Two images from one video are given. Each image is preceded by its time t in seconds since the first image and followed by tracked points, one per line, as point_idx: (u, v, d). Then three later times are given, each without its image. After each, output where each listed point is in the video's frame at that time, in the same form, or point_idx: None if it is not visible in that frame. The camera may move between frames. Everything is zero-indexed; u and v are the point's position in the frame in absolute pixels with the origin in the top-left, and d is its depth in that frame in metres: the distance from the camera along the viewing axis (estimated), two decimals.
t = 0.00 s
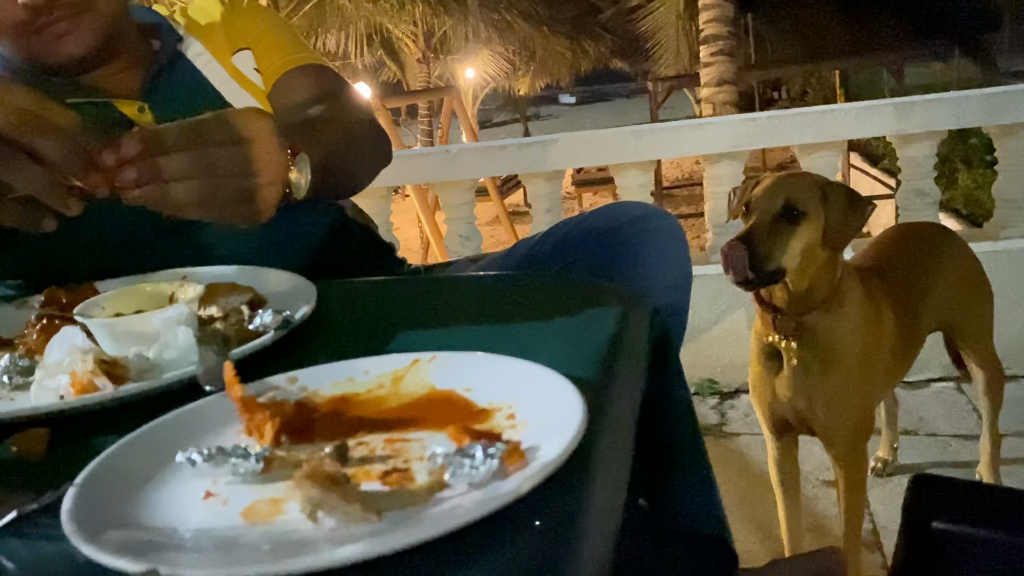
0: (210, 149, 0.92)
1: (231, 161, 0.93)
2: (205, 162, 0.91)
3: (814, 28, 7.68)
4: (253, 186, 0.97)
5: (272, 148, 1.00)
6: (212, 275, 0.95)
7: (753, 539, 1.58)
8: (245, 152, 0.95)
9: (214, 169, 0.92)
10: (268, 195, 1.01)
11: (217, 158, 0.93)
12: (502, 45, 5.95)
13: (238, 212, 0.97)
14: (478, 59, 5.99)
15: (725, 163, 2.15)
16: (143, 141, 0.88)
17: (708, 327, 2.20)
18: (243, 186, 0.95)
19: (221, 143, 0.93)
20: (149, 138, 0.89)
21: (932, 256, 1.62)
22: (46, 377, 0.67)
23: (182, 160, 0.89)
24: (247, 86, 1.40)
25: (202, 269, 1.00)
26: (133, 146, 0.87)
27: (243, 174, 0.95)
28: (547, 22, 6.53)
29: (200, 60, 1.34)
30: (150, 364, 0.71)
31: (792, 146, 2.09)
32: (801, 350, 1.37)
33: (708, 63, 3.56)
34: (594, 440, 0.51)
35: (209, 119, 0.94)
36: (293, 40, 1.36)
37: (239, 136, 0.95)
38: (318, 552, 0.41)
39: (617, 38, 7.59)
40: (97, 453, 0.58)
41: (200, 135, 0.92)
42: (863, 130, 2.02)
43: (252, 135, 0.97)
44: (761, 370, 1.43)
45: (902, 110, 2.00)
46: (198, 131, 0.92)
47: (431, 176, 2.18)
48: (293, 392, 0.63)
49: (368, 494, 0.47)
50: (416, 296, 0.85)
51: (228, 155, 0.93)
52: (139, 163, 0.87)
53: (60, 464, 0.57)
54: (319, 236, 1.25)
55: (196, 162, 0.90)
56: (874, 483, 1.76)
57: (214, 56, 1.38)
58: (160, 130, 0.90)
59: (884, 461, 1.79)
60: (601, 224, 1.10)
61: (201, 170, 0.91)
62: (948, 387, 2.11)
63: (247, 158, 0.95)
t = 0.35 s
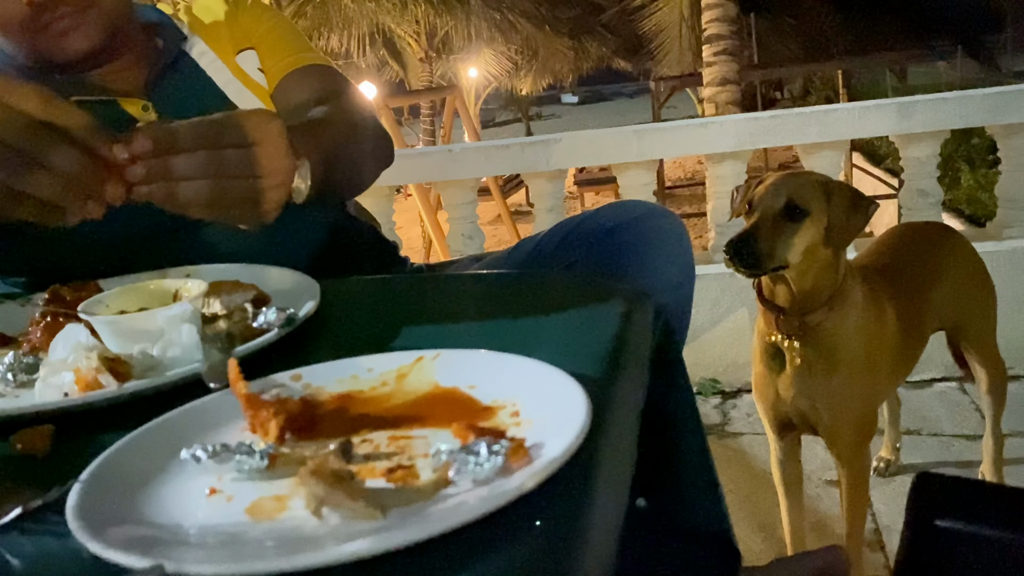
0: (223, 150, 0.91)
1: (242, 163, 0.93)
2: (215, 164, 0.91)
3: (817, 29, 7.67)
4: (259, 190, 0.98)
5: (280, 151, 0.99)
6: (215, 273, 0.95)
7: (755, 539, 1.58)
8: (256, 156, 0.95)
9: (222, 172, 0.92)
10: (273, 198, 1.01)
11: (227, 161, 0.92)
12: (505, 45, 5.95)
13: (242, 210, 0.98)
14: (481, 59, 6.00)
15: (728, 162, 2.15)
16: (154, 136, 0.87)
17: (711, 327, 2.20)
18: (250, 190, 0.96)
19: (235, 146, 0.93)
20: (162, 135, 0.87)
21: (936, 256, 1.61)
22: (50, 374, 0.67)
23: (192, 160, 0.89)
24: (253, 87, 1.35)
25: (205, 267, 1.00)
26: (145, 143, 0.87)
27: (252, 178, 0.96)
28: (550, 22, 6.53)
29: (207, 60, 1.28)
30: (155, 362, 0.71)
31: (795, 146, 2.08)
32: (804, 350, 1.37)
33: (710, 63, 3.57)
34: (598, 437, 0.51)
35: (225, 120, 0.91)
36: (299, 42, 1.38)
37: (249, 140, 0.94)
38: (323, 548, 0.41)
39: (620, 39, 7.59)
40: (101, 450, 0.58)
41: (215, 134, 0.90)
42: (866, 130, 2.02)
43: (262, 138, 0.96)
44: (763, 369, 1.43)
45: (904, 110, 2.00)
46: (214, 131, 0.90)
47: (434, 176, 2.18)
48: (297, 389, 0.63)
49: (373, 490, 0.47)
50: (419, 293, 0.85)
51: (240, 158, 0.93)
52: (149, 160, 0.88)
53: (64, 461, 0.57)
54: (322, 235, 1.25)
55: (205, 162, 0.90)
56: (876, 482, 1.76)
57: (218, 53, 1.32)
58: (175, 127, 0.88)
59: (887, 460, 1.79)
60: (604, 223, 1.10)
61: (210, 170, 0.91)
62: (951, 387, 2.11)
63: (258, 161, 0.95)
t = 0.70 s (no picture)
0: (223, 148, 0.92)
1: (239, 158, 0.94)
2: (213, 163, 0.91)
3: (819, 28, 7.66)
4: (259, 183, 0.97)
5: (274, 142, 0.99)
6: (216, 273, 0.95)
7: (756, 539, 1.58)
8: (251, 149, 0.95)
9: (220, 169, 0.92)
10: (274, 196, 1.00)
11: (223, 158, 0.92)
12: (507, 44, 5.95)
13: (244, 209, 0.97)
14: (483, 58, 6.00)
15: (729, 162, 2.14)
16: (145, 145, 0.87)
17: (712, 327, 2.20)
18: (251, 184, 0.96)
19: (230, 143, 0.93)
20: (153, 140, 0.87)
21: (938, 256, 1.61)
22: (51, 374, 0.67)
23: (189, 161, 0.89)
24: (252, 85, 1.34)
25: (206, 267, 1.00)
26: (139, 151, 0.87)
27: (252, 170, 0.95)
28: (552, 21, 6.52)
29: (208, 60, 1.27)
30: (155, 362, 0.71)
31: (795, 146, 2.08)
32: (805, 350, 1.37)
33: (712, 63, 3.57)
34: (597, 438, 0.51)
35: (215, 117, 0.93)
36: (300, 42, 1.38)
37: (242, 133, 0.95)
38: (321, 549, 0.41)
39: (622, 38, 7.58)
40: (102, 450, 0.58)
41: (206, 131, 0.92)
42: (867, 130, 2.02)
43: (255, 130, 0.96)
44: (765, 370, 1.43)
45: (906, 110, 2.00)
46: (205, 130, 0.91)
47: (435, 176, 2.18)
48: (298, 389, 0.63)
49: (372, 492, 0.47)
50: (420, 293, 0.85)
51: (236, 154, 0.93)
52: (145, 167, 0.87)
53: (65, 461, 0.57)
54: (323, 236, 1.25)
55: (202, 161, 0.90)
56: (878, 483, 1.75)
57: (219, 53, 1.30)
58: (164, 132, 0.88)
59: (888, 461, 1.78)
60: (606, 223, 1.10)
61: (207, 169, 0.91)
62: (953, 387, 2.10)
63: (253, 154, 0.95)
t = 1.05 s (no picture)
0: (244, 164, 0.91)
1: (256, 175, 0.92)
2: (237, 177, 0.91)
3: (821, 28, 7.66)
4: (268, 202, 0.95)
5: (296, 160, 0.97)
6: (219, 272, 0.96)
7: (758, 539, 1.58)
8: (270, 167, 0.93)
9: (236, 184, 0.91)
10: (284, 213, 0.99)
11: (242, 172, 0.91)
12: (509, 43, 5.94)
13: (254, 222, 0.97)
14: (484, 58, 5.99)
15: (732, 162, 2.14)
16: (177, 150, 0.87)
17: (714, 327, 2.20)
18: (265, 203, 0.95)
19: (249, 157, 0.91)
20: (185, 146, 0.87)
21: (940, 256, 1.61)
22: (54, 372, 0.67)
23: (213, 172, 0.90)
24: (259, 86, 1.37)
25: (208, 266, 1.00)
26: (168, 155, 0.86)
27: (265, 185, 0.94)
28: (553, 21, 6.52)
29: (214, 60, 1.31)
30: (158, 360, 0.71)
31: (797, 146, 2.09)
32: (807, 350, 1.37)
33: (714, 62, 3.57)
34: (600, 438, 0.51)
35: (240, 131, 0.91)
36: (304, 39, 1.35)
37: (264, 151, 0.92)
38: (324, 547, 0.42)
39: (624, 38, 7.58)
40: (104, 448, 0.58)
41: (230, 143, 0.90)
42: (868, 131, 2.02)
43: (279, 149, 0.94)
44: (767, 370, 1.43)
45: (908, 110, 2.00)
46: (231, 142, 0.90)
47: (437, 175, 2.18)
48: (300, 388, 0.63)
49: (375, 490, 0.47)
50: (423, 292, 0.85)
51: (254, 170, 0.92)
52: (171, 172, 0.87)
53: (68, 459, 0.57)
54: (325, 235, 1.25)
55: (227, 174, 0.90)
56: (879, 483, 1.75)
57: (224, 53, 1.34)
58: (196, 138, 0.87)
59: (890, 461, 1.78)
60: (607, 223, 1.10)
61: (231, 182, 0.91)
62: (954, 387, 2.10)
63: (270, 174, 0.94)
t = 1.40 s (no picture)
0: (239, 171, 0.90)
1: (257, 188, 0.93)
2: (231, 184, 0.90)
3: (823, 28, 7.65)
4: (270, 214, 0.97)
5: (296, 171, 0.99)
6: (222, 270, 0.96)
7: (759, 539, 1.58)
8: (271, 179, 0.95)
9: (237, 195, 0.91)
10: (285, 221, 1.01)
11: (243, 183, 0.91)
12: (511, 43, 5.93)
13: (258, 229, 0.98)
14: (487, 57, 5.99)
15: (734, 162, 2.14)
16: (176, 148, 0.84)
17: (716, 327, 2.19)
18: (265, 212, 0.96)
19: (252, 168, 0.92)
20: (183, 147, 0.84)
21: (943, 255, 1.61)
22: (58, 369, 0.67)
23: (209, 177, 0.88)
24: (263, 85, 1.37)
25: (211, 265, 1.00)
26: (164, 150, 0.83)
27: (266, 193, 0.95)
28: (555, 21, 6.52)
29: (218, 58, 1.33)
30: (161, 357, 0.71)
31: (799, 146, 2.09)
32: (809, 350, 1.37)
33: (716, 62, 3.57)
34: (603, 436, 0.51)
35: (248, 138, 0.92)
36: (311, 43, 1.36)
37: (267, 163, 0.94)
38: (329, 544, 0.42)
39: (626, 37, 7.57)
40: (108, 444, 0.58)
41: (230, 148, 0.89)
42: (872, 131, 2.02)
43: (280, 163, 0.97)
44: (769, 369, 1.43)
45: (910, 110, 2.00)
46: (231, 150, 0.89)
47: (439, 174, 2.18)
48: (304, 385, 0.63)
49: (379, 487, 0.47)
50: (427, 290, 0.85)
51: (256, 180, 0.93)
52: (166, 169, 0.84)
53: (71, 456, 0.57)
54: (328, 235, 1.25)
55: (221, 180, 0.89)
56: (881, 483, 1.75)
57: (229, 53, 1.34)
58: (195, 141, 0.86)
59: (891, 461, 1.78)
60: (610, 222, 1.10)
61: (222, 186, 0.89)
62: (956, 388, 2.10)
63: (271, 186, 0.95)
